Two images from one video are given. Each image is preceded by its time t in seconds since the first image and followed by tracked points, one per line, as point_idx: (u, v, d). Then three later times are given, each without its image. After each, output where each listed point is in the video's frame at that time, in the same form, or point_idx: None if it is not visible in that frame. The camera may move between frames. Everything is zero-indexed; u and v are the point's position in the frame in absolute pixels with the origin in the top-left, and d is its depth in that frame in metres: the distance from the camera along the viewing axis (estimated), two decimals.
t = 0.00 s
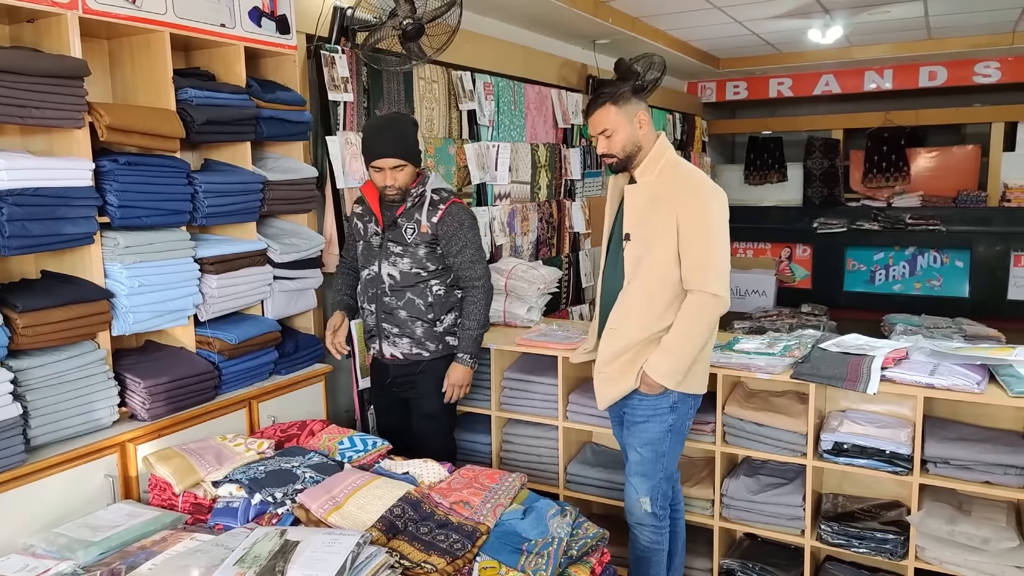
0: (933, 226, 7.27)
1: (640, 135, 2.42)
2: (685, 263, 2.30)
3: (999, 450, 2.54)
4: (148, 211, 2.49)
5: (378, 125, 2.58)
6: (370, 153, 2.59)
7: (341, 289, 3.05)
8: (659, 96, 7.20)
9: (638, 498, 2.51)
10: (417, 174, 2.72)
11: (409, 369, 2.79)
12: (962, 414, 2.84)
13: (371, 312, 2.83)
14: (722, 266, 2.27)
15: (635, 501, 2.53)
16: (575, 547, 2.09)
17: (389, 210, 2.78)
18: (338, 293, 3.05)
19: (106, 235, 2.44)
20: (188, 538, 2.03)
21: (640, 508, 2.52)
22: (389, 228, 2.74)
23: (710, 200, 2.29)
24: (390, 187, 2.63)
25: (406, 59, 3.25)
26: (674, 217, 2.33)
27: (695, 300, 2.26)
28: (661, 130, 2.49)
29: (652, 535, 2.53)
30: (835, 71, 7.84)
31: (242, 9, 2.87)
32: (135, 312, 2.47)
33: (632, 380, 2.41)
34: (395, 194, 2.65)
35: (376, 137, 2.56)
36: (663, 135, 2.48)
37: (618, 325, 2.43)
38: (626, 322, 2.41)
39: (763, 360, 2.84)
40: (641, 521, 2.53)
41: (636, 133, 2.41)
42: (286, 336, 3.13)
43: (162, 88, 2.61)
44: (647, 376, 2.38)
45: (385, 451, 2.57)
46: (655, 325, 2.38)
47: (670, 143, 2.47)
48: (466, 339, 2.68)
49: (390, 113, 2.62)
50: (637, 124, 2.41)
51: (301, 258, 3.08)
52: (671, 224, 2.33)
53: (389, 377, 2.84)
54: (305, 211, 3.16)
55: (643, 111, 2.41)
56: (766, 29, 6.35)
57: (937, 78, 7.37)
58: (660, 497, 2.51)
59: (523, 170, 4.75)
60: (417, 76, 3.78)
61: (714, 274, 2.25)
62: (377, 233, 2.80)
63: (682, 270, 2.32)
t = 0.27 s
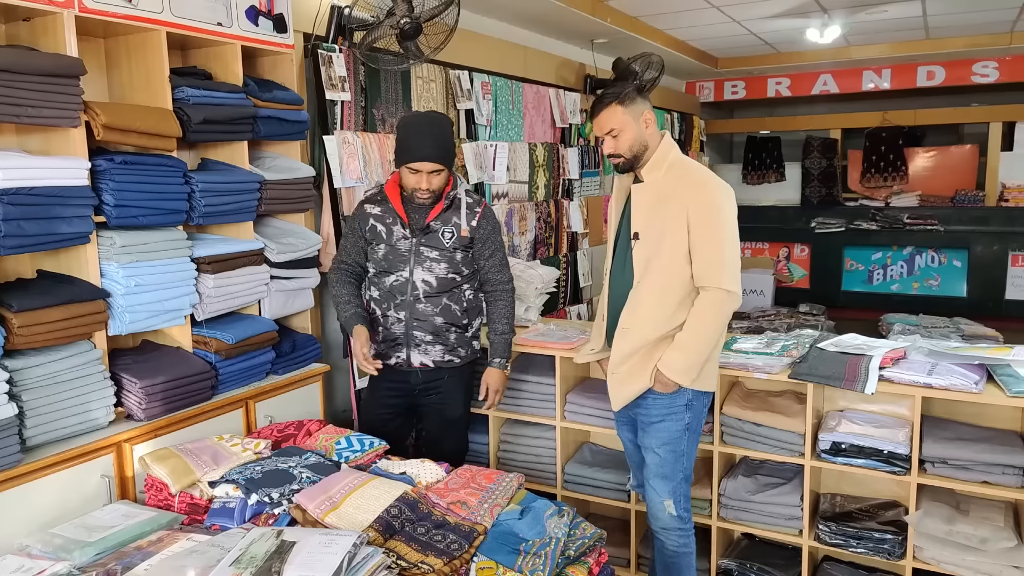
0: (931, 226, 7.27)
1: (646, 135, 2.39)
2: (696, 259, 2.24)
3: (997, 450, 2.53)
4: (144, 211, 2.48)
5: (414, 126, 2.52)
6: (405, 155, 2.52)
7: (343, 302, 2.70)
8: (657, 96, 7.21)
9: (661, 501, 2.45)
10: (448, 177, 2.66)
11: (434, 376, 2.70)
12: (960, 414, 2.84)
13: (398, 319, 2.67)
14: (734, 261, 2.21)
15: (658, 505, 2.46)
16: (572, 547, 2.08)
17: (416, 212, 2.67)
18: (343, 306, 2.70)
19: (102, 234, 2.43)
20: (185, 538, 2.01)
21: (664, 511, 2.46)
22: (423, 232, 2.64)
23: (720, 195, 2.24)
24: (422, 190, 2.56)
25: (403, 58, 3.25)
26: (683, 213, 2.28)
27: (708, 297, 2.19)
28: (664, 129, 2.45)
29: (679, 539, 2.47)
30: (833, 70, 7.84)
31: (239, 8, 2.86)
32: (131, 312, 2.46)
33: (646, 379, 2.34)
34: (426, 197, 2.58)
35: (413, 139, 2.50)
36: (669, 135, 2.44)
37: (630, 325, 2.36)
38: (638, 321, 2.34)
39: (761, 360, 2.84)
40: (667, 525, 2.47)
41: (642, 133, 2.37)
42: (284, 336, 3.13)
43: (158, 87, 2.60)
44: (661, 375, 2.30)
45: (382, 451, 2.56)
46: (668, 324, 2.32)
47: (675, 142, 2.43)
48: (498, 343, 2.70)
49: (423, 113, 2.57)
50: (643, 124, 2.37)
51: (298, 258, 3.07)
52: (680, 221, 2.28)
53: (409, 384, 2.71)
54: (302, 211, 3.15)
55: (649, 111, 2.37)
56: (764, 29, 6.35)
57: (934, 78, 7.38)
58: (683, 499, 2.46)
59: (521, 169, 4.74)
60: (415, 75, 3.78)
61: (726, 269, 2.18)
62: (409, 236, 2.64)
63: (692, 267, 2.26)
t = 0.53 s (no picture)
0: (929, 226, 7.27)
1: (665, 133, 2.33)
2: (711, 261, 2.21)
3: (996, 449, 2.53)
4: (141, 210, 2.48)
5: (426, 125, 2.29)
6: (417, 157, 2.30)
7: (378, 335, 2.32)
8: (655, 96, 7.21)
9: (692, 506, 2.37)
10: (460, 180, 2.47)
11: (468, 379, 2.57)
12: (959, 414, 2.84)
13: (438, 326, 2.45)
14: (749, 264, 2.18)
15: (690, 510, 2.39)
16: (570, 548, 2.07)
17: (435, 215, 2.46)
18: (378, 342, 2.31)
19: (99, 233, 2.42)
20: (181, 539, 2.00)
21: (697, 516, 2.38)
22: (449, 234, 2.46)
23: (738, 197, 2.20)
24: (436, 193, 2.35)
25: (401, 57, 3.25)
26: (699, 213, 2.23)
27: (722, 300, 2.17)
28: (681, 127, 2.40)
29: (720, 542, 2.38)
30: (831, 70, 7.84)
31: (236, 7, 2.85)
32: (128, 311, 2.45)
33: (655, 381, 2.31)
34: (439, 199, 2.38)
35: (426, 139, 2.27)
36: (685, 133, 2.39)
37: (641, 325, 2.33)
38: (650, 322, 2.31)
39: (759, 359, 2.83)
40: (703, 530, 2.39)
41: (660, 130, 2.32)
42: (281, 336, 3.12)
43: (155, 86, 2.60)
44: (674, 379, 2.28)
45: (380, 450, 2.54)
46: (681, 325, 2.28)
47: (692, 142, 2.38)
48: (514, 328, 2.70)
49: (431, 111, 2.35)
50: (662, 121, 2.32)
51: (296, 258, 3.06)
52: (697, 221, 2.24)
53: (443, 391, 2.53)
54: (300, 211, 3.14)
55: (668, 108, 2.32)
56: (762, 28, 6.35)
57: (933, 78, 7.39)
58: (713, 501, 2.38)
59: (519, 169, 4.74)
60: (413, 75, 3.77)
61: (741, 272, 2.16)
62: (438, 240, 2.43)
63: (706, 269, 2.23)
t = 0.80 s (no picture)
0: (928, 226, 7.27)
1: (693, 130, 2.30)
2: (740, 263, 2.20)
3: (996, 450, 2.53)
4: (139, 210, 2.47)
5: (425, 140, 2.16)
6: (416, 173, 2.18)
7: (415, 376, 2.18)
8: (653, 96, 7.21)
9: (721, 512, 2.37)
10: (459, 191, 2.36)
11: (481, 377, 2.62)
12: (958, 414, 2.84)
13: (463, 332, 2.44)
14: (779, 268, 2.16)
15: (718, 515, 2.39)
16: (569, 549, 2.06)
17: (442, 227, 2.38)
18: (412, 389, 2.15)
19: (96, 234, 2.41)
20: (179, 540, 2.00)
21: (726, 521, 2.38)
22: (459, 242, 2.42)
23: (770, 199, 2.18)
24: (437, 209, 2.26)
25: (400, 58, 3.25)
26: (729, 214, 2.22)
27: (751, 304, 2.15)
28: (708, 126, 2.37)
29: (747, 545, 2.38)
30: (830, 70, 7.84)
31: (234, 7, 2.85)
32: (125, 312, 2.44)
33: (682, 390, 2.29)
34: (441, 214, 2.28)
35: (427, 155, 2.15)
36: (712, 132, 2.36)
37: (669, 330, 2.29)
38: (679, 327, 2.28)
39: (758, 360, 2.83)
40: (731, 535, 2.39)
41: (689, 127, 2.28)
42: (279, 336, 3.12)
43: (153, 86, 2.59)
44: (703, 389, 2.26)
45: (378, 451, 2.56)
46: (710, 330, 2.26)
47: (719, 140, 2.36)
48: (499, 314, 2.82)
49: (426, 121, 2.21)
50: (690, 118, 2.29)
51: (294, 258, 3.06)
52: (727, 223, 2.22)
53: (465, 394, 2.56)
54: (298, 211, 3.14)
55: (696, 106, 2.29)
56: (761, 29, 6.35)
57: (931, 78, 7.39)
58: (741, 505, 2.39)
59: (518, 169, 4.73)
60: (411, 75, 3.77)
61: (772, 277, 2.14)
62: (452, 250, 2.37)
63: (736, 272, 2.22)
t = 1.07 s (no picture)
0: (926, 226, 7.27)
1: (723, 130, 2.26)
2: (776, 270, 2.19)
3: (994, 450, 2.53)
4: (135, 210, 2.46)
5: (422, 149, 2.12)
6: (415, 183, 2.14)
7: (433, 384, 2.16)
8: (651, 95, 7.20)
9: (745, 515, 2.37)
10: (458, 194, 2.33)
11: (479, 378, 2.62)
12: (956, 414, 2.84)
13: (470, 333, 2.44)
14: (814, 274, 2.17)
15: (741, 518, 2.38)
16: (567, 550, 2.06)
17: (442, 231, 2.35)
18: (430, 393, 2.16)
19: (93, 234, 2.40)
20: (175, 541, 1.99)
21: (748, 524, 2.37)
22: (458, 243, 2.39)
23: (807, 204, 2.18)
24: (439, 214, 2.25)
25: (397, 57, 3.24)
26: (766, 219, 2.20)
27: (788, 312, 2.16)
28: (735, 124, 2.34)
29: (765, 545, 2.38)
30: (828, 70, 7.85)
31: (231, 6, 2.84)
32: (122, 312, 2.43)
33: (717, 399, 2.28)
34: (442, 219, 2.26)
35: (426, 165, 2.12)
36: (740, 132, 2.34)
37: (705, 338, 2.27)
38: (716, 335, 2.26)
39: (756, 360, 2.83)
40: (752, 537, 2.38)
41: (719, 126, 2.24)
42: (277, 336, 3.11)
43: (150, 85, 2.58)
44: (739, 398, 2.26)
45: (375, 451, 2.56)
46: (746, 337, 2.26)
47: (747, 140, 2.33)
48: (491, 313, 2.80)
49: (420, 126, 2.16)
50: (721, 117, 2.24)
51: (291, 258, 3.05)
52: (763, 229, 2.21)
53: (472, 396, 2.56)
54: (296, 211, 3.13)
55: (727, 104, 2.24)
56: (759, 28, 6.35)
57: (930, 78, 7.44)
58: (763, 508, 2.39)
59: (516, 169, 4.73)
60: (409, 74, 3.77)
61: (809, 283, 2.14)
62: (456, 253, 2.33)
63: (771, 279, 2.21)
